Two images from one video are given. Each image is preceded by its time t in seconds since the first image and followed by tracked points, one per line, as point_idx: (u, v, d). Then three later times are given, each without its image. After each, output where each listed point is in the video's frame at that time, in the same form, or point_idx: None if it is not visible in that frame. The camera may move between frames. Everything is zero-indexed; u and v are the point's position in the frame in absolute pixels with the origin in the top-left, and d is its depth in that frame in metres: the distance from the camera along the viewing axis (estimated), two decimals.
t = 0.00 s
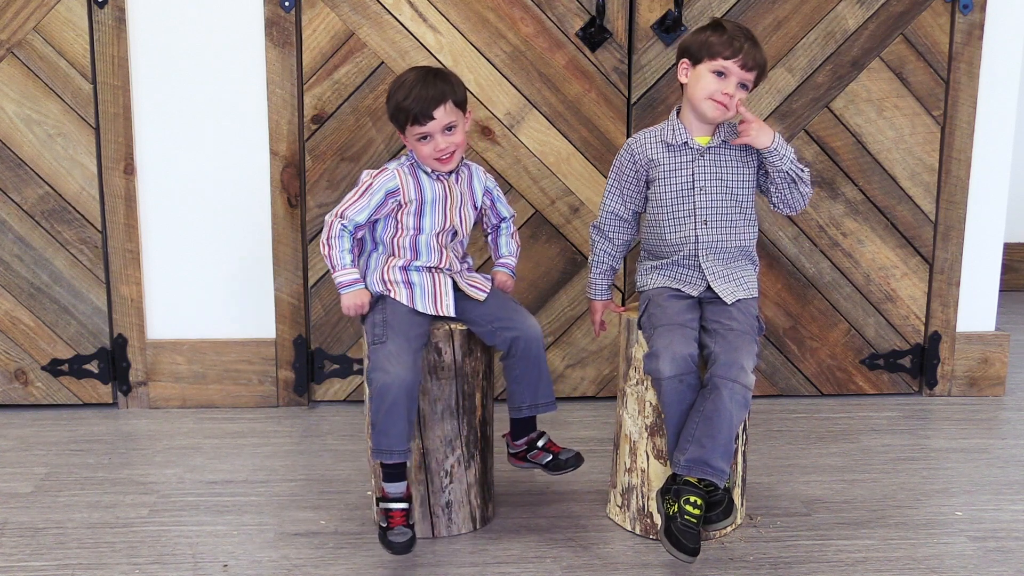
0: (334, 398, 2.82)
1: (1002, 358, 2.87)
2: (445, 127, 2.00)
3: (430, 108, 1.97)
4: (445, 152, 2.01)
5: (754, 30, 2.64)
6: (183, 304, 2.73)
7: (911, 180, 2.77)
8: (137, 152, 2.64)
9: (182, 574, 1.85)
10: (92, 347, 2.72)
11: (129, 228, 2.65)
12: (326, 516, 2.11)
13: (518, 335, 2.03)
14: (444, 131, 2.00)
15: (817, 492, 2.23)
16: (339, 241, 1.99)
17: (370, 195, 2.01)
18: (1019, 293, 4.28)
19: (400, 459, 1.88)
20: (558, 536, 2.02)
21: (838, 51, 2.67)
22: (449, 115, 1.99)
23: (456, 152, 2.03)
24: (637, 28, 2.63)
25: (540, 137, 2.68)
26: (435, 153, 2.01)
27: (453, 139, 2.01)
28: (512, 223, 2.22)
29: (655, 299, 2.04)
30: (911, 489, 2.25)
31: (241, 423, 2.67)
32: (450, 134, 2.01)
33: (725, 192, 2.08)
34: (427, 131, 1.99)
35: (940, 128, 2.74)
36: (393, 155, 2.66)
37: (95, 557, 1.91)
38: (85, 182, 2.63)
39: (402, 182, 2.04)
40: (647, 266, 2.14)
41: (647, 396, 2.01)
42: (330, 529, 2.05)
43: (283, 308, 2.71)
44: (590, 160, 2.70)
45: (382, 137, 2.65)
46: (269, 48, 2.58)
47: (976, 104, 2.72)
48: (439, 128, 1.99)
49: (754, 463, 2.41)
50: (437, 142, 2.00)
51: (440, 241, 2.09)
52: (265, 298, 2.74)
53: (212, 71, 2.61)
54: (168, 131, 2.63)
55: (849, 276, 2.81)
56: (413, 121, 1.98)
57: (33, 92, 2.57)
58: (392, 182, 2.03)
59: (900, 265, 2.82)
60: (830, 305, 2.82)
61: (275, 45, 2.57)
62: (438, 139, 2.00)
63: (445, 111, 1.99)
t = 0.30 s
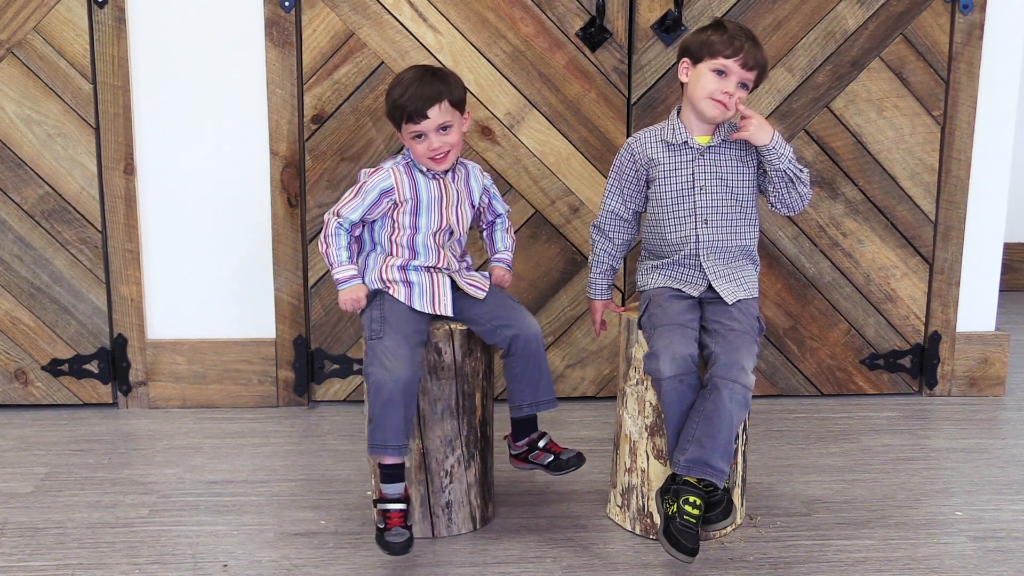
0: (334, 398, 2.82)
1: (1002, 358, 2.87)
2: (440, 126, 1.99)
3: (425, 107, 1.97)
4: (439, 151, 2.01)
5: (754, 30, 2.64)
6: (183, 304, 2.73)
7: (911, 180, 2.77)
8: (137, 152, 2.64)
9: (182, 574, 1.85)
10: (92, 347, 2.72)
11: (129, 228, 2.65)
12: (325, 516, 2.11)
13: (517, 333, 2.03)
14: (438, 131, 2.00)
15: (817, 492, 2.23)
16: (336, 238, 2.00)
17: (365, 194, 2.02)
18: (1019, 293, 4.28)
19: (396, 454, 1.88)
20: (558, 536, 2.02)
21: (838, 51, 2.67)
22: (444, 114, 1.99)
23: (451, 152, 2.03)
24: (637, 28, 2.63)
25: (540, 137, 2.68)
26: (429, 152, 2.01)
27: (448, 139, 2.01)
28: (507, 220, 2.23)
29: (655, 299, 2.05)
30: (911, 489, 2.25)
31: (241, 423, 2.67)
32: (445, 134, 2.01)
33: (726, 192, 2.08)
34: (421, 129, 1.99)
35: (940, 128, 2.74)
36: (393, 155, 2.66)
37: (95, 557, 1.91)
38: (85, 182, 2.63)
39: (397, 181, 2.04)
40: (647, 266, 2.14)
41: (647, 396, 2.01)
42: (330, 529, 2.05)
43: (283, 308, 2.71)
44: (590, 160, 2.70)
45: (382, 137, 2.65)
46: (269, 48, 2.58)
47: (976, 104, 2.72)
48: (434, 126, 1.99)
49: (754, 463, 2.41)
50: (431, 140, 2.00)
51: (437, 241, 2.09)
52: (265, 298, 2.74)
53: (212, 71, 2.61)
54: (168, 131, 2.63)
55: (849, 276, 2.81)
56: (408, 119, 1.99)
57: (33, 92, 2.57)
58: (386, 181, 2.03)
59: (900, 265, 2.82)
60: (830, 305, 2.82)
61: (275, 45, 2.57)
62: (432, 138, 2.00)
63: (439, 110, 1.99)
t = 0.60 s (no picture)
0: (334, 398, 2.82)
1: (1002, 358, 2.87)
2: (436, 122, 2.00)
3: (421, 101, 1.98)
4: (433, 148, 2.02)
5: (754, 30, 2.64)
6: (183, 304, 2.73)
7: (911, 180, 2.77)
8: (137, 152, 2.64)
9: (182, 574, 1.85)
10: (92, 347, 2.72)
11: (129, 228, 2.65)
12: (325, 516, 2.11)
13: (518, 333, 2.03)
14: (433, 126, 2.00)
15: (817, 492, 2.23)
16: (336, 232, 2.00)
17: (364, 189, 2.01)
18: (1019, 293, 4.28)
19: (392, 449, 1.88)
20: (558, 536, 2.02)
21: (838, 51, 2.67)
22: (441, 110, 2.00)
23: (446, 149, 2.03)
24: (637, 28, 2.63)
25: (540, 137, 2.68)
26: (422, 147, 2.02)
27: (442, 135, 2.01)
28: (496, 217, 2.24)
29: (654, 299, 2.05)
30: (911, 489, 2.25)
31: (241, 423, 2.67)
32: (440, 130, 2.01)
33: (723, 191, 2.08)
34: (417, 123, 2.00)
35: (940, 128, 2.74)
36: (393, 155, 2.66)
37: (95, 557, 1.91)
38: (85, 182, 2.63)
39: (396, 177, 2.04)
40: (647, 266, 2.14)
41: (647, 396, 2.01)
42: (330, 529, 2.05)
43: (283, 308, 2.71)
44: (590, 160, 2.70)
45: (382, 137, 2.65)
46: (269, 48, 2.58)
47: (976, 104, 2.72)
48: (429, 122, 2.00)
49: (754, 463, 2.41)
50: (425, 135, 2.01)
51: (437, 238, 2.08)
52: (265, 298, 2.74)
53: (212, 71, 2.61)
54: (168, 131, 2.63)
55: (849, 276, 2.81)
56: (404, 112, 1.99)
57: (33, 92, 2.57)
58: (385, 176, 2.03)
59: (900, 265, 2.82)
60: (830, 305, 2.82)
61: (275, 45, 2.57)
62: (426, 133, 2.00)
63: (435, 105, 1.99)
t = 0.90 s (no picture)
0: (334, 398, 2.82)
1: (1002, 358, 2.87)
2: (436, 121, 2.01)
3: (424, 100, 1.99)
4: (432, 147, 2.02)
5: (754, 30, 2.64)
6: (183, 304, 2.73)
7: (911, 180, 2.77)
8: (138, 152, 2.64)
9: (182, 574, 1.85)
10: (92, 347, 2.72)
11: (129, 228, 2.65)
12: (325, 516, 2.11)
13: (516, 335, 2.02)
14: (433, 126, 2.01)
15: (817, 492, 2.23)
16: (334, 239, 1.98)
17: (362, 194, 2.01)
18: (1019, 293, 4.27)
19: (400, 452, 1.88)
20: (558, 536, 2.02)
21: (838, 51, 2.67)
22: (442, 110, 2.01)
23: (444, 149, 2.04)
24: (637, 28, 2.63)
25: (540, 137, 2.68)
26: (421, 146, 2.02)
27: (442, 135, 2.02)
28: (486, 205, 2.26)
29: (655, 299, 2.04)
30: (911, 489, 2.25)
31: (241, 422, 2.67)
32: (440, 130, 2.02)
33: (725, 191, 2.08)
34: (416, 121, 2.00)
35: (940, 128, 2.74)
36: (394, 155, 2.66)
37: (95, 557, 1.91)
38: (85, 182, 2.63)
39: (395, 180, 2.04)
40: (647, 267, 2.14)
41: (647, 396, 2.01)
42: (329, 529, 2.05)
43: (283, 308, 2.71)
44: (590, 160, 2.70)
45: (382, 137, 2.65)
46: (269, 48, 2.58)
47: (976, 104, 2.72)
48: (429, 121, 2.01)
49: (754, 463, 2.41)
50: (424, 134, 2.01)
51: (438, 238, 2.09)
52: (265, 298, 2.74)
53: (212, 71, 2.61)
54: (168, 131, 2.63)
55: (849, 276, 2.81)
56: (405, 110, 2.00)
57: (33, 92, 2.57)
58: (384, 180, 2.03)
59: (900, 265, 2.82)
60: (830, 305, 2.82)
61: (275, 45, 2.57)
62: (426, 132, 2.01)
63: (437, 105, 2.00)
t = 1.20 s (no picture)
0: (334, 398, 2.82)
1: (1002, 358, 2.87)
2: (431, 112, 2.03)
3: (418, 89, 2.01)
4: (425, 138, 2.03)
5: (754, 30, 2.64)
6: (183, 304, 2.73)
7: (911, 180, 2.77)
8: (138, 152, 2.64)
9: (183, 574, 1.85)
10: (92, 347, 2.72)
11: (129, 228, 2.65)
12: (326, 516, 2.11)
13: (516, 335, 2.02)
14: (427, 117, 2.03)
15: (817, 492, 2.23)
16: (338, 248, 1.96)
17: (362, 198, 1.99)
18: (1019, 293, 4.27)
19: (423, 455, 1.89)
20: (558, 536, 2.02)
21: (838, 51, 2.67)
22: (436, 102, 2.03)
23: (437, 142, 2.04)
24: (637, 28, 2.63)
25: (540, 137, 2.68)
26: (414, 137, 2.03)
27: (435, 127, 2.03)
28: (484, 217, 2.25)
29: (656, 299, 2.04)
30: (911, 489, 2.25)
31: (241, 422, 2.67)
32: (434, 122, 2.04)
33: (729, 191, 2.08)
34: (411, 111, 2.02)
35: (940, 128, 2.74)
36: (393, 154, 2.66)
37: (95, 557, 1.91)
38: (85, 182, 2.63)
39: (392, 181, 2.03)
40: (648, 268, 2.14)
41: (647, 396, 2.00)
42: (330, 529, 2.05)
43: (283, 308, 2.71)
44: (590, 160, 2.70)
45: (382, 137, 2.64)
46: (269, 48, 2.58)
47: (976, 104, 2.72)
48: (424, 112, 2.03)
49: (754, 463, 2.41)
50: (418, 124, 2.02)
51: (434, 239, 2.09)
52: (265, 298, 2.74)
53: (212, 71, 2.61)
54: (168, 131, 2.63)
55: (849, 276, 2.81)
56: (401, 100, 2.02)
57: (33, 92, 2.57)
58: (381, 182, 2.02)
59: (900, 265, 2.82)
60: (830, 305, 2.82)
61: (275, 45, 2.57)
62: (419, 123, 2.03)
63: (431, 96, 2.03)
